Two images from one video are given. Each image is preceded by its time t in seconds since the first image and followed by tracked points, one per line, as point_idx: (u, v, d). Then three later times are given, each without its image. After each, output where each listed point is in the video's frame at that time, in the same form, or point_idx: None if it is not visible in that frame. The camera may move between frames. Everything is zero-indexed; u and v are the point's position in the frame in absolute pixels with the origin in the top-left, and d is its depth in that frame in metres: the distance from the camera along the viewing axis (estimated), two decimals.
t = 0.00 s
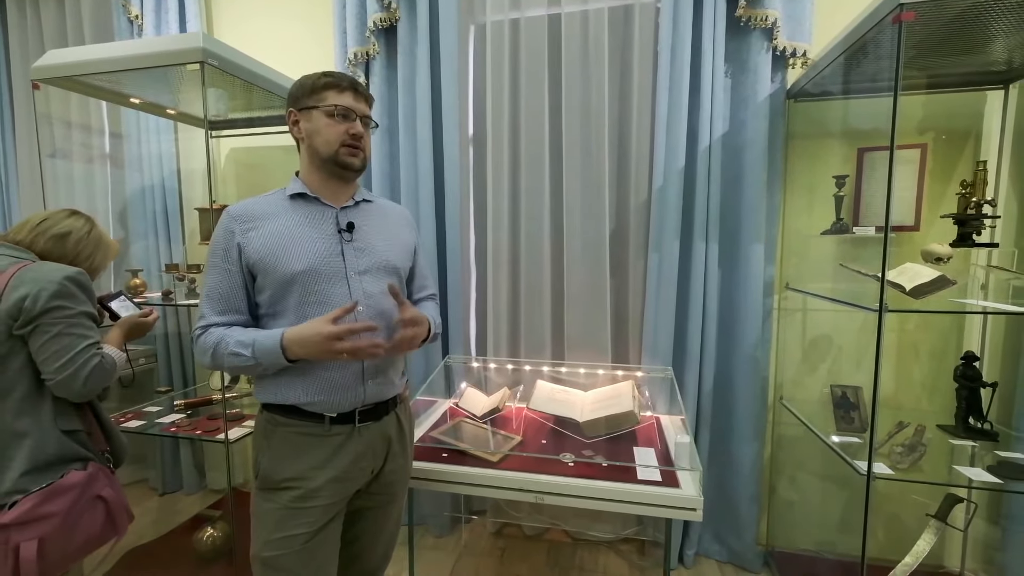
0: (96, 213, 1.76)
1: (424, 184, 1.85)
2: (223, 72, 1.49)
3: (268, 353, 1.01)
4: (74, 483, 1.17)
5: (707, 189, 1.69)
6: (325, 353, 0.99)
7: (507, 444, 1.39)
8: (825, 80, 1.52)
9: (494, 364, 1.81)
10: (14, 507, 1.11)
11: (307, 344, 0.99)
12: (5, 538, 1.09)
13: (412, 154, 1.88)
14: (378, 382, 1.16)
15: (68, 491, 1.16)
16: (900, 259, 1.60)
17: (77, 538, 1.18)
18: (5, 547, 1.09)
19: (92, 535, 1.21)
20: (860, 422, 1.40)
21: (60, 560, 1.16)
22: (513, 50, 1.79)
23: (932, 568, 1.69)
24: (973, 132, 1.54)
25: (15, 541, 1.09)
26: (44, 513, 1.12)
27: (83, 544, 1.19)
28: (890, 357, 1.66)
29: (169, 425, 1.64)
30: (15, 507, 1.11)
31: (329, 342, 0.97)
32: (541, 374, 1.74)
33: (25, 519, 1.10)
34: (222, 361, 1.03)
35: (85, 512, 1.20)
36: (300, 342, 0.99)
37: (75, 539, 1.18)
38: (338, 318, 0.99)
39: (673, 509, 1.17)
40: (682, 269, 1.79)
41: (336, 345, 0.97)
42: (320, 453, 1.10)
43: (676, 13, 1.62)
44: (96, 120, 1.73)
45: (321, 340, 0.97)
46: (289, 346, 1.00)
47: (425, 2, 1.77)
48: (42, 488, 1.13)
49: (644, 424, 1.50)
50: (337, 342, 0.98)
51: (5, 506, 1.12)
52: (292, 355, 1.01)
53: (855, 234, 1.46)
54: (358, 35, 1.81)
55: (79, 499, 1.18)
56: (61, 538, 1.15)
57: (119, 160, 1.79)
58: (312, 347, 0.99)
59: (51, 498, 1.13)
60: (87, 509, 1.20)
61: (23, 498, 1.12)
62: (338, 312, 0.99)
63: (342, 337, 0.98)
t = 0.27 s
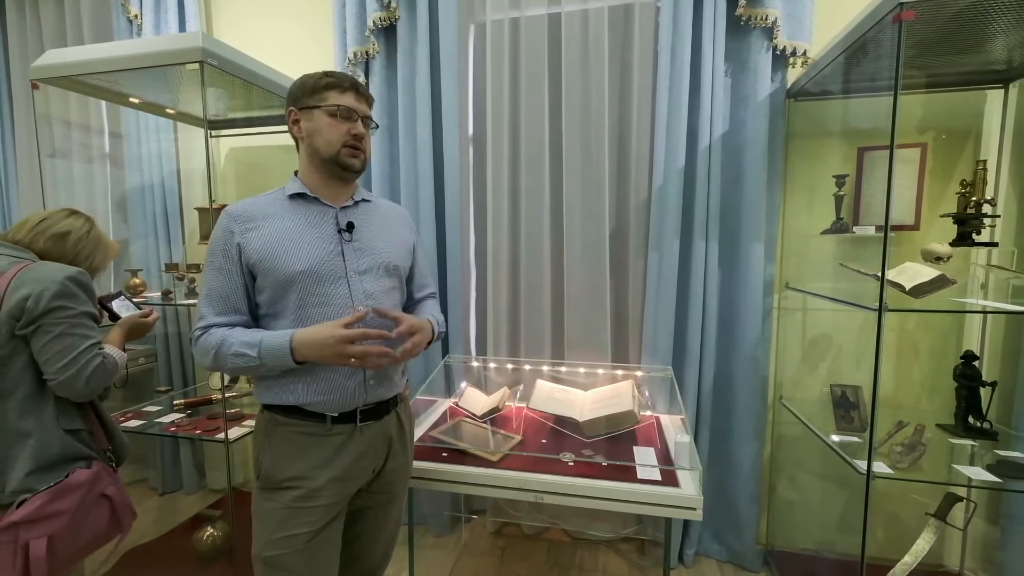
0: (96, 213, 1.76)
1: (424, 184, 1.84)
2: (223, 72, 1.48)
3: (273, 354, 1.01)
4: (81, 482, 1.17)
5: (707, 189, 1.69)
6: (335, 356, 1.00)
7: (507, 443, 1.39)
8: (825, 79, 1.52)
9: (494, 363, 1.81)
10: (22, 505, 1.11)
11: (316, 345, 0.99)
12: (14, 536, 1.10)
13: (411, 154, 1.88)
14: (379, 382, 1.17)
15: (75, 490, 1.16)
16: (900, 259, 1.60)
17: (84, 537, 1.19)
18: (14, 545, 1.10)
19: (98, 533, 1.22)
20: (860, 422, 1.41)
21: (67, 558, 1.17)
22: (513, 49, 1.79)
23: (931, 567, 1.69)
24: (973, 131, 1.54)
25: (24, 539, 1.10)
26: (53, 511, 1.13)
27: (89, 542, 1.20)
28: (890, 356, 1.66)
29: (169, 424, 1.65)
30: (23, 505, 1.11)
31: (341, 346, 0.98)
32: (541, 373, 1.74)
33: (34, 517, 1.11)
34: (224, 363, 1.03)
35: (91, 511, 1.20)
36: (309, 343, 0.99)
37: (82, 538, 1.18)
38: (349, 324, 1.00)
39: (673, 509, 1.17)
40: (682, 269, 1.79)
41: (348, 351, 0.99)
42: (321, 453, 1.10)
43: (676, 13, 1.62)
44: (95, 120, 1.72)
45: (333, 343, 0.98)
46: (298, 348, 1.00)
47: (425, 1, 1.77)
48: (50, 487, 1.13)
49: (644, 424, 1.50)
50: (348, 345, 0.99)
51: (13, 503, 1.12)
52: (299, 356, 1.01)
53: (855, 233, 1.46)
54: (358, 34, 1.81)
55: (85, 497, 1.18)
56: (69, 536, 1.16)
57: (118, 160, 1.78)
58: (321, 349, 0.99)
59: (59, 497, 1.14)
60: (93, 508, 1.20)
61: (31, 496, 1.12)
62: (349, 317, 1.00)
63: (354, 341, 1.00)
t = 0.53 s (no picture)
0: (96, 213, 1.76)
1: (424, 184, 1.85)
2: (222, 72, 1.48)
3: (275, 356, 1.01)
4: (81, 481, 1.17)
5: (707, 188, 1.69)
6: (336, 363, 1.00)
7: (507, 443, 1.40)
8: (825, 79, 1.52)
9: (494, 363, 1.81)
10: (22, 505, 1.11)
11: (319, 350, 0.99)
12: (15, 536, 1.10)
13: (411, 153, 1.88)
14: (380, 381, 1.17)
15: (75, 490, 1.16)
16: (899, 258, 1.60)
17: (83, 536, 1.19)
18: (14, 545, 1.11)
19: (98, 533, 1.22)
20: (859, 421, 1.41)
21: (67, 557, 1.17)
22: (512, 49, 1.79)
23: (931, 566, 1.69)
24: (973, 130, 1.54)
25: (24, 539, 1.10)
26: (54, 510, 1.13)
27: (89, 541, 1.20)
28: (889, 355, 1.66)
29: (169, 425, 1.65)
30: (23, 505, 1.11)
31: (343, 355, 0.98)
32: (541, 373, 1.75)
33: (34, 517, 1.11)
34: (224, 361, 1.03)
35: (91, 511, 1.20)
36: (312, 347, 1.00)
37: (81, 537, 1.19)
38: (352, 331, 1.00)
39: (673, 508, 1.17)
40: (682, 268, 1.79)
41: (350, 360, 0.98)
42: (322, 453, 1.10)
43: (676, 12, 1.62)
44: (95, 120, 1.72)
45: (336, 351, 0.98)
46: (299, 350, 1.00)
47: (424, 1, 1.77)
48: (50, 487, 1.14)
49: (644, 423, 1.50)
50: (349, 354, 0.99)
51: (14, 503, 1.12)
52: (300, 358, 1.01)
53: (855, 233, 1.46)
54: (357, 34, 1.81)
55: (85, 497, 1.18)
56: (68, 536, 1.16)
57: (118, 160, 1.78)
58: (324, 355, 0.99)
59: (59, 497, 1.14)
60: (93, 507, 1.20)
61: (31, 496, 1.12)
62: (352, 324, 1.00)
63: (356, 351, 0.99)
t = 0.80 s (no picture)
0: (96, 213, 1.76)
1: (423, 183, 1.85)
2: (222, 72, 1.48)
3: (258, 347, 1.00)
4: (80, 481, 1.17)
5: (707, 187, 1.69)
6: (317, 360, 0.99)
7: (507, 442, 1.40)
8: (825, 78, 1.52)
9: (495, 363, 1.81)
10: (21, 504, 1.11)
11: (299, 344, 0.98)
12: (13, 536, 1.10)
13: (411, 153, 1.88)
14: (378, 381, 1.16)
15: (74, 490, 1.16)
16: (899, 258, 1.60)
17: (82, 536, 1.19)
18: (13, 544, 1.11)
19: (96, 533, 1.22)
20: (859, 420, 1.41)
21: (65, 557, 1.17)
22: (512, 48, 1.79)
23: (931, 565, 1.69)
24: (973, 129, 1.54)
25: (23, 539, 1.11)
26: (53, 510, 1.13)
27: (88, 542, 1.20)
28: (889, 355, 1.66)
29: (169, 424, 1.65)
30: (22, 504, 1.11)
31: (325, 351, 0.97)
32: (541, 372, 1.75)
33: (33, 517, 1.11)
34: (211, 353, 1.02)
35: (90, 511, 1.20)
36: (292, 343, 0.99)
37: (80, 537, 1.19)
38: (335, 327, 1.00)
39: (673, 508, 1.17)
40: (682, 267, 1.79)
41: (329, 357, 0.97)
42: (320, 452, 1.10)
43: (676, 11, 1.61)
44: (95, 120, 1.72)
45: (318, 345, 0.98)
46: (278, 343, 1.00)
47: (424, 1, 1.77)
48: (48, 487, 1.14)
49: (644, 423, 1.50)
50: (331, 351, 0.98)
51: (13, 502, 1.13)
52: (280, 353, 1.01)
53: (854, 232, 1.46)
54: (357, 34, 1.81)
55: (84, 497, 1.18)
56: (67, 536, 1.16)
57: (118, 160, 1.79)
58: (304, 349, 0.99)
59: (57, 496, 1.14)
60: (92, 507, 1.20)
61: (30, 495, 1.12)
62: (335, 320, 1.00)
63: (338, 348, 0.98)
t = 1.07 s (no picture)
0: (97, 211, 1.77)
1: (424, 182, 1.85)
2: (223, 70, 1.48)
3: (229, 309, 1.01)
4: (79, 480, 1.18)
5: (708, 186, 1.68)
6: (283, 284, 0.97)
7: (507, 441, 1.40)
8: (827, 77, 1.52)
9: (495, 362, 1.81)
10: (20, 503, 1.12)
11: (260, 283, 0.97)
12: (13, 534, 1.11)
13: (412, 152, 1.88)
14: (378, 381, 1.16)
15: (73, 488, 1.17)
16: (901, 258, 1.59)
17: (82, 534, 1.20)
18: (13, 543, 1.11)
19: (96, 531, 1.23)
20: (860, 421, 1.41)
21: (64, 555, 1.18)
22: (513, 47, 1.78)
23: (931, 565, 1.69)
24: (976, 129, 1.53)
25: (22, 537, 1.11)
26: (52, 508, 1.13)
27: (87, 540, 1.21)
28: (890, 355, 1.66)
29: (171, 423, 1.65)
30: (22, 503, 1.12)
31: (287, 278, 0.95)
32: (541, 371, 1.75)
33: (32, 515, 1.11)
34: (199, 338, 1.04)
35: (89, 509, 1.21)
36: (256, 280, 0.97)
37: (80, 535, 1.19)
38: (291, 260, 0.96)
39: (673, 507, 1.17)
40: (683, 266, 1.78)
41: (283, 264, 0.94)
42: (316, 451, 1.10)
43: (678, 10, 1.61)
44: (96, 119, 1.73)
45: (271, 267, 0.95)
46: (240, 289, 0.99)
47: None
48: (48, 486, 1.14)
49: (644, 422, 1.50)
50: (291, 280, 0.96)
51: (13, 500, 1.13)
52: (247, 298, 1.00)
53: (856, 232, 1.46)
54: (358, 32, 1.80)
55: (83, 496, 1.19)
56: (67, 534, 1.17)
57: (119, 158, 1.79)
58: (267, 282, 0.97)
59: (57, 495, 1.14)
60: (91, 506, 1.21)
61: (29, 494, 1.12)
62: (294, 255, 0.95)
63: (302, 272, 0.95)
